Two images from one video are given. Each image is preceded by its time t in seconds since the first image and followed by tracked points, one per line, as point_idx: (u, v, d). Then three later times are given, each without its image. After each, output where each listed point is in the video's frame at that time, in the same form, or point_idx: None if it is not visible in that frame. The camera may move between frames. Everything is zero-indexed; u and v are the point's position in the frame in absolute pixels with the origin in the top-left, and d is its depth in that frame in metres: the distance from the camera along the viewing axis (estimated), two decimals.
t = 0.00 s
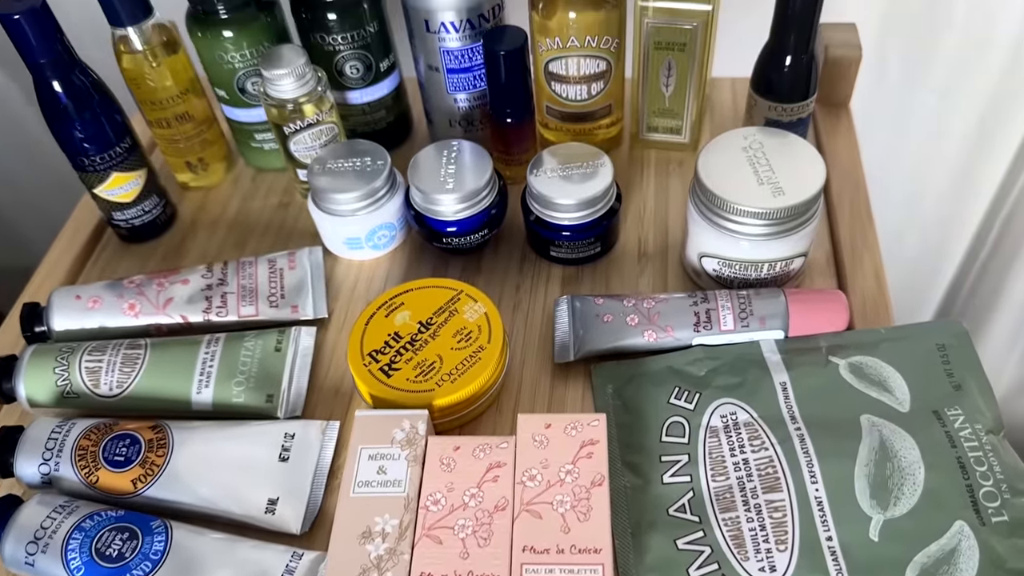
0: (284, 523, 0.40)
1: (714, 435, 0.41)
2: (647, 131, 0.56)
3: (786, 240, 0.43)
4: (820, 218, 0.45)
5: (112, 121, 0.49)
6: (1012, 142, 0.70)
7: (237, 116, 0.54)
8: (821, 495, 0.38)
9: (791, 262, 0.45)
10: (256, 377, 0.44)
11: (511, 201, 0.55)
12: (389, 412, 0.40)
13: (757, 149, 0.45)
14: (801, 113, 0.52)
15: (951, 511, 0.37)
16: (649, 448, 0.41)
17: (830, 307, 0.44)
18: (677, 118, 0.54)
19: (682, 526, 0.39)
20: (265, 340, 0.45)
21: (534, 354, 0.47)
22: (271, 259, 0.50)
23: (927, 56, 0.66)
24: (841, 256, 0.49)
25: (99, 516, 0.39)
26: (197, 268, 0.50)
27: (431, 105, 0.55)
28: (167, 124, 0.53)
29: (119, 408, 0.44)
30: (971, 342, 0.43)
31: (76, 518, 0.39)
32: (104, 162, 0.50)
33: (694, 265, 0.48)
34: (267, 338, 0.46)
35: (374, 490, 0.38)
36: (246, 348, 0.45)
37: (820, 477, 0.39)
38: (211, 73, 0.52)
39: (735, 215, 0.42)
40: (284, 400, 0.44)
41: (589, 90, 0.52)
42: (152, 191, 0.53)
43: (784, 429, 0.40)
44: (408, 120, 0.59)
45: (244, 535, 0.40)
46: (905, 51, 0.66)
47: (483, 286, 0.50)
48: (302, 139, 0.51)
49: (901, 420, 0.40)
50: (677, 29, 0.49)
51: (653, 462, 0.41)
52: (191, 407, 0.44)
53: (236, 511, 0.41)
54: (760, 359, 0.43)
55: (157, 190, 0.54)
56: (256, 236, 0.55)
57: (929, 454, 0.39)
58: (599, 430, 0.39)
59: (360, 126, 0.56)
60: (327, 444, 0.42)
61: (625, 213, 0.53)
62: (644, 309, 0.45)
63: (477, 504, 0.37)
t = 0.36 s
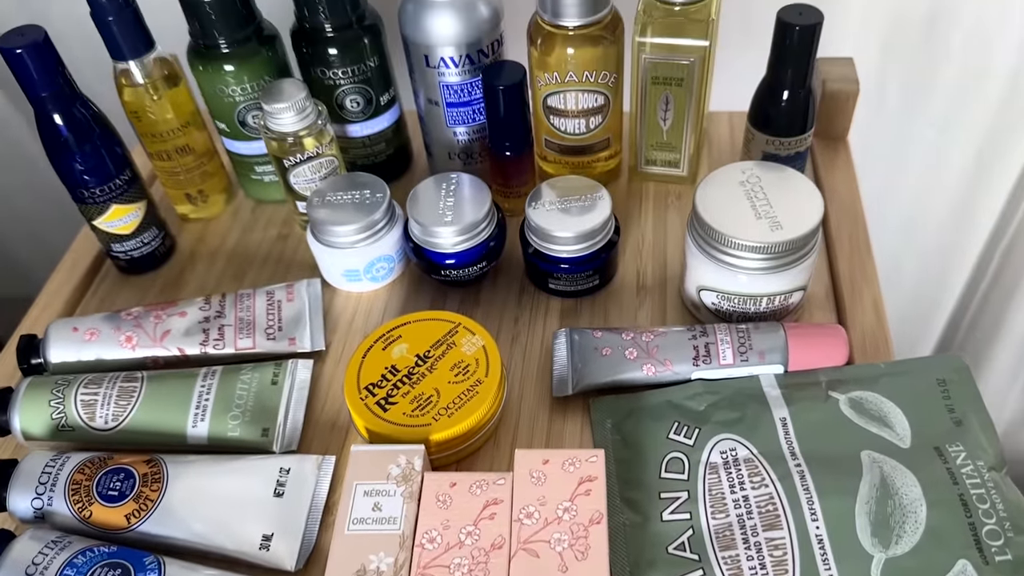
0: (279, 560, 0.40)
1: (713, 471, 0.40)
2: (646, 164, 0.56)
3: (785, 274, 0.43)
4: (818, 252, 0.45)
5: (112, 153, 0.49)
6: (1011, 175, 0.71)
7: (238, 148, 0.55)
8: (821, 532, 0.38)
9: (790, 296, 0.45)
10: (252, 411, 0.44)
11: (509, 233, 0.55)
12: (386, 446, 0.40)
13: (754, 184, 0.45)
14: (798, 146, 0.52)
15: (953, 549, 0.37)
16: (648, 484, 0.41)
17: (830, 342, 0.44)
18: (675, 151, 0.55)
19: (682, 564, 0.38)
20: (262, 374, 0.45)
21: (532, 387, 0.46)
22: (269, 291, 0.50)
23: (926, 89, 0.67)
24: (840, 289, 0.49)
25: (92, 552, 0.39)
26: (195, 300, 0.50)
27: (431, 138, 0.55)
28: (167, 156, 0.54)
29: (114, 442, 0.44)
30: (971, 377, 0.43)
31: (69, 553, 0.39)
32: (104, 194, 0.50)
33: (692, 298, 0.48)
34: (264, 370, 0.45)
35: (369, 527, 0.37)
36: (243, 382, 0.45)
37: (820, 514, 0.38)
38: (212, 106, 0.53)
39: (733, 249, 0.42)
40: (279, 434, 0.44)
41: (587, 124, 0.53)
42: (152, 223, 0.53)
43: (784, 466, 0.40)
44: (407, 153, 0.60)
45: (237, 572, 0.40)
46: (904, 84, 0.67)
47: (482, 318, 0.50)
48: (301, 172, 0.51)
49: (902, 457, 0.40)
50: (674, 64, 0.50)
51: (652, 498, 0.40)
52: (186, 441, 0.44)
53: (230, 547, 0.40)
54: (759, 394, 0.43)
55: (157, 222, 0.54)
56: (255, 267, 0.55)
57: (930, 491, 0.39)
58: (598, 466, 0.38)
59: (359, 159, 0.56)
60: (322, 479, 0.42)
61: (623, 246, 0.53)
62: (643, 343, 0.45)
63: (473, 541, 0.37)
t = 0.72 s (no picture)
0: None
1: (723, 498, 0.40)
2: (651, 190, 0.57)
3: (793, 299, 0.43)
4: (826, 278, 0.45)
5: (122, 178, 0.50)
6: (1014, 202, 0.71)
7: (247, 173, 0.55)
8: (833, 560, 0.38)
9: (797, 322, 0.45)
10: (258, 435, 0.44)
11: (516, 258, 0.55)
12: (393, 471, 0.40)
13: (761, 210, 0.45)
14: (804, 173, 0.52)
15: None
16: (657, 511, 0.40)
17: (838, 368, 0.44)
18: (681, 177, 0.55)
19: None
20: (268, 398, 0.45)
21: (540, 412, 0.46)
22: (276, 315, 0.50)
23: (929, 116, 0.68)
24: (847, 316, 0.49)
25: None
26: (202, 324, 0.50)
27: (438, 164, 0.56)
28: (176, 181, 0.54)
29: (119, 466, 0.44)
30: (980, 403, 0.42)
31: None
32: (113, 218, 0.50)
33: (700, 323, 0.48)
34: (270, 395, 0.45)
35: (376, 554, 0.37)
36: (249, 406, 0.45)
37: (831, 542, 0.38)
38: (222, 131, 0.53)
39: (741, 274, 0.43)
40: (285, 459, 0.44)
41: (593, 150, 0.53)
42: (160, 247, 0.53)
43: (794, 493, 0.40)
44: (415, 179, 0.60)
45: None
46: (907, 111, 0.68)
47: (488, 343, 0.50)
48: (310, 197, 0.52)
49: (912, 484, 0.40)
50: (680, 92, 0.50)
51: (661, 525, 0.40)
52: (191, 465, 0.43)
53: (235, 573, 0.40)
54: (768, 420, 0.43)
55: (165, 246, 0.54)
56: (262, 291, 0.55)
57: (942, 518, 0.38)
58: (607, 492, 0.38)
59: (367, 184, 0.57)
60: (328, 505, 0.42)
61: (629, 272, 0.53)
62: (651, 368, 0.45)
63: (481, 568, 0.36)
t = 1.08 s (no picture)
0: None
1: (732, 520, 0.40)
2: (658, 212, 0.57)
3: (801, 321, 0.43)
4: (833, 300, 0.45)
5: (132, 198, 0.50)
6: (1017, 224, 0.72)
7: (256, 194, 0.56)
8: None
9: (805, 344, 0.45)
10: (265, 455, 0.44)
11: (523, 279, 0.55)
12: (401, 493, 0.40)
13: (769, 232, 0.46)
14: (810, 197, 0.53)
15: None
16: (666, 533, 0.40)
17: (846, 390, 0.44)
18: (687, 200, 0.55)
19: None
20: (275, 418, 0.45)
21: (547, 433, 0.46)
22: (283, 335, 0.50)
23: (931, 138, 0.68)
24: (854, 338, 0.49)
25: None
26: (209, 344, 0.50)
27: (446, 186, 0.56)
28: (186, 201, 0.54)
29: (126, 485, 0.44)
30: (989, 426, 0.42)
31: None
32: (122, 237, 0.50)
33: (707, 345, 0.48)
34: (277, 415, 0.45)
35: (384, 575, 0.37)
36: (257, 426, 0.45)
37: (841, 565, 0.38)
38: (232, 152, 0.54)
39: (750, 296, 0.43)
40: (292, 479, 0.43)
41: (600, 173, 0.53)
42: (168, 266, 0.54)
43: (804, 515, 0.40)
44: (422, 200, 0.60)
45: None
46: (909, 133, 0.69)
47: (496, 364, 0.50)
48: (319, 217, 0.52)
49: (922, 506, 0.39)
50: (686, 115, 0.51)
51: (670, 548, 0.40)
52: (198, 485, 0.43)
53: None
54: (776, 442, 0.43)
55: (173, 266, 0.54)
56: (270, 311, 0.55)
57: (952, 541, 0.38)
58: (616, 514, 0.38)
59: (375, 205, 0.57)
60: (335, 525, 0.41)
61: (636, 293, 0.53)
62: (659, 390, 0.45)
63: None
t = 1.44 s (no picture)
0: None
1: (737, 545, 0.40)
2: (660, 236, 0.57)
3: (804, 346, 0.44)
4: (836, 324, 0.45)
5: (139, 220, 0.50)
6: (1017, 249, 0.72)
7: (262, 216, 0.56)
8: None
9: (808, 368, 0.45)
10: (268, 477, 0.44)
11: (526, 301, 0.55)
12: (405, 516, 0.40)
13: (771, 257, 0.46)
14: (812, 222, 0.53)
15: None
16: (670, 558, 0.40)
17: (849, 415, 0.44)
18: (690, 224, 0.56)
19: None
20: (279, 440, 0.45)
21: (550, 457, 0.46)
22: (287, 357, 0.50)
23: (931, 163, 0.69)
24: (857, 363, 0.49)
25: None
26: (213, 366, 0.50)
27: (450, 209, 0.57)
28: (191, 223, 0.55)
29: (129, 507, 0.44)
30: (992, 452, 0.42)
31: None
32: (128, 258, 0.51)
33: (711, 369, 0.48)
34: (281, 437, 0.45)
35: None
36: (260, 448, 0.45)
37: None
38: (238, 175, 0.54)
39: (753, 320, 0.43)
40: (295, 502, 0.43)
41: (603, 197, 0.54)
42: (173, 288, 0.54)
43: (808, 540, 0.40)
44: (426, 223, 0.61)
45: None
46: (908, 158, 0.69)
47: (499, 387, 0.50)
48: (324, 240, 0.53)
49: (926, 532, 0.39)
50: (689, 141, 0.51)
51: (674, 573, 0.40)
52: (201, 507, 0.43)
53: None
54: (780, 467, 0.43)
55: (178, 287, 0.54)
56: (274, 333, 0.55)
57: (956, 567, 0.38)
58: (620, 539, 0.38)
59: (379, 227, 0.58)
60: (337, 548, 0.41)
61: (639, 316, 0.54)
62: (662, 414, 0.45)
63: None
